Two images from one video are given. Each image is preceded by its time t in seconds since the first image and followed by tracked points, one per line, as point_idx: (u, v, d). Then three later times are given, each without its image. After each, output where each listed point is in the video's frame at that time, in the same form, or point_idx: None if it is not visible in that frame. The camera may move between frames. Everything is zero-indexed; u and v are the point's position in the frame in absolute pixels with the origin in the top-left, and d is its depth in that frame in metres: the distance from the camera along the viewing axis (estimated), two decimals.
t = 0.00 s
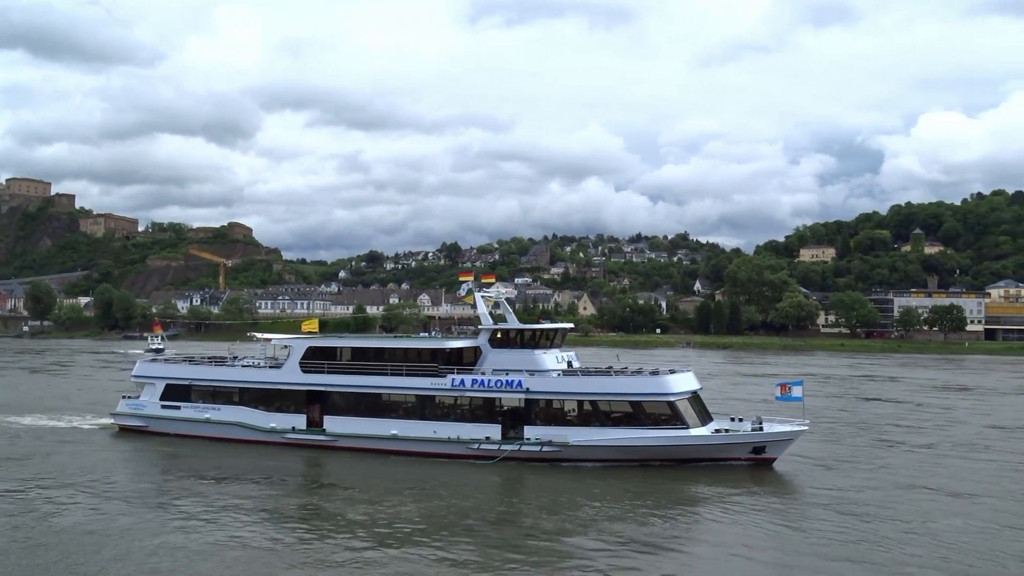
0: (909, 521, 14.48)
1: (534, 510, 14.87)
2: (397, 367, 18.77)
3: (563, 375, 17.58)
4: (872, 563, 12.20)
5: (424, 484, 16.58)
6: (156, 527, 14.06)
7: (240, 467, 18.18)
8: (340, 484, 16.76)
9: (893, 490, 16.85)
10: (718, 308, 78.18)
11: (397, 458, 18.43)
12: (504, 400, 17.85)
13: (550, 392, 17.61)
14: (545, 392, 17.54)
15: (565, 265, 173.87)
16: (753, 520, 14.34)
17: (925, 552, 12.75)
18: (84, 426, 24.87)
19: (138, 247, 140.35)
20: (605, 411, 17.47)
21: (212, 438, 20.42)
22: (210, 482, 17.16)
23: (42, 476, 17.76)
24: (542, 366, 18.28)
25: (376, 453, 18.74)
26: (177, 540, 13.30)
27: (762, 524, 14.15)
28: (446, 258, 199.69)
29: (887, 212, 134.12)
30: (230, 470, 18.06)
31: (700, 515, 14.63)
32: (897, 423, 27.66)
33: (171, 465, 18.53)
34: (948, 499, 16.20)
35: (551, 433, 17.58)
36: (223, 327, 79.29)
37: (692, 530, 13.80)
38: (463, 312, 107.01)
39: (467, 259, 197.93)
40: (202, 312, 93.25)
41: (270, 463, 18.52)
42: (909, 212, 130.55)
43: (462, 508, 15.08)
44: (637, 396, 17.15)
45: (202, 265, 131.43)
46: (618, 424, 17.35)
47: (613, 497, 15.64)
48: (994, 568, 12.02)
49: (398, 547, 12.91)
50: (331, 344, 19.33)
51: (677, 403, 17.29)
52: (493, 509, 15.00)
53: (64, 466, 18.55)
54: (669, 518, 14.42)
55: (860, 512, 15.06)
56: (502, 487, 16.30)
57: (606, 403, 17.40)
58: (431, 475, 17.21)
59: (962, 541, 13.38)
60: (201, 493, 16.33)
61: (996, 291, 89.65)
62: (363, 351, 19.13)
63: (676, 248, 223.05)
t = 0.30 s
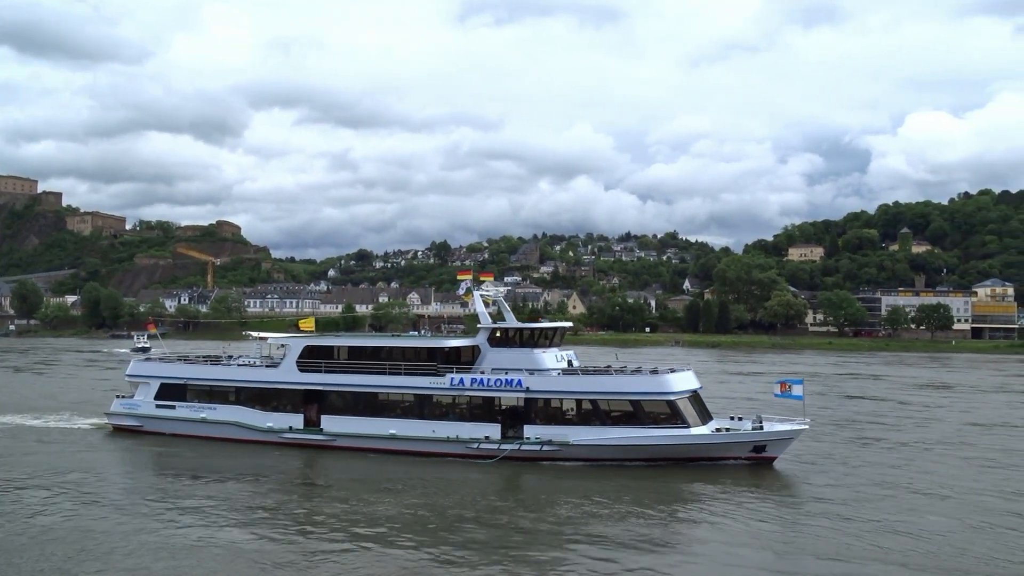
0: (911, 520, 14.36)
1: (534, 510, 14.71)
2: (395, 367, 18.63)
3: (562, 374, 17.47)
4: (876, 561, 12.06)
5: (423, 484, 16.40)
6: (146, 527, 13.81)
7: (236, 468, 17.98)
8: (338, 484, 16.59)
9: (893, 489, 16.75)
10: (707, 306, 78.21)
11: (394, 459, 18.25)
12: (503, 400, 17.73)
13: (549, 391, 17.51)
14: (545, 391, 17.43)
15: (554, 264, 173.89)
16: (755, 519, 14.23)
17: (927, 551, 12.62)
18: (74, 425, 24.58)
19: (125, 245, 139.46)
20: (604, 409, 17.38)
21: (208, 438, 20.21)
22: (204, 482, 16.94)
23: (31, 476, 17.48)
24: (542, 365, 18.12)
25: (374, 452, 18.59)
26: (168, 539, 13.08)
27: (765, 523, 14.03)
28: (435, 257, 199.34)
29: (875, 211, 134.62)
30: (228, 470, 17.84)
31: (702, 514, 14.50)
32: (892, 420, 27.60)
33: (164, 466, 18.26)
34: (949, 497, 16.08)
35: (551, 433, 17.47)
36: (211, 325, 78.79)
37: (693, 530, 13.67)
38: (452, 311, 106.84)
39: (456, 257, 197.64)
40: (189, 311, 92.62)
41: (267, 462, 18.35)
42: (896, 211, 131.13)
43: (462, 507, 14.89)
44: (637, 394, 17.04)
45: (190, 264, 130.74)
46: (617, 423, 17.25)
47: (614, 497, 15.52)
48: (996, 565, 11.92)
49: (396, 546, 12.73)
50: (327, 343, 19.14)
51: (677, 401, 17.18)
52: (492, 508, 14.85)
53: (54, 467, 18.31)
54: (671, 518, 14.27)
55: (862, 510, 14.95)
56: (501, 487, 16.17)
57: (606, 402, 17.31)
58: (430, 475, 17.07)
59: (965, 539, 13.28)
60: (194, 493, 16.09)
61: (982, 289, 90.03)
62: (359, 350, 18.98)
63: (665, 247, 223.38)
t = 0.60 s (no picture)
0: (916, 518, 14.24)
1: (537, 509, 14.52)
2: (395, 365, 18.43)
3: (563, 372, 17.30)
4: (884, 560, 11.94)
5: (423, 483, 16.21)
6: (136, 528, 13.48)
7: (234, 467, 17.77)
8: (338, 483, 16.37)
9: (895, 487, 16.65)
10: (697, 305, 78.21)
11: (394, 458, 18.09)
12: (504, 399, 17.55)
13: (550, 390, 17.33)
14: (545, 390, 17.27)
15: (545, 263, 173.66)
16: (760, 518, 14.09)
17: (935, 550, 12.50)
18: (67, 424, 24.28)
19: (114, 243, 138.58)
20: (606, 409, 17.23)
21: (206, 438, 19.98)
22: (201, 481, 16.68)
23: (18, 477, 17.11)
24: (543, 364, 17.96)
25: (373, 451, 18.40)
26: (162, 540, 12.78)
27: (771, 522, 13.89)
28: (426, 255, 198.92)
29: (864, 210, 135.03)
30: (225, 469, 17.61)
31: (707, 513, 14.35)
32: (889, 417, 27.53)
33: (160, 465, 18.01)
34: (953, 496, 15.98)
35: (552, 432, 17.31)
36: (199, 324, 78.26)
37: (699, 529, 13.51)
38: (443, 309, 106.56)
39: (447, 255, 197.30)
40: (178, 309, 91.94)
41: (265, 462, 18.14)
42: (885, 210, 131.56)
43: (463, 506, 14.72)
44: (638, 393, 16.88)
45: (180, 262, 130.03)
46: (620, 422, 17.10)
47: (617, 496, 15.38)
48: (1005, 564, 11.81)
49: (395, 547, 12.47)
50: (326, 342, 18.93)
51: (679, 400, 17.04)
52: (495, 507, 14.68)
53: (45, 467, 17.97)
54: (675, 516, 14.12)
55: (867, 509, 14.82)
56: (502, 486, 15.96)
57: (608, 401, 17.16)
58: (429, 474, 16.85)
59: (971, 538, 13.17)
60: (191, 493, 15.83)
61: (970, 288, 90.32)
62: (357, 348, 18.77)
63: (655, 245, 223.60)
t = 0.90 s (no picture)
0: (921, 518, 14.13)
1: (540, 508, 14.35)
2: (395, 364, 18.26)
3: (565, 371, 17.17)
4: (891, 561, 11.80)
5: (424, 483, 16.05)
6: (126, 527, 13.25)
7: (233, 466, 17.57)
8: (337, 483, 16.17)
9: (899, 487, 16.53)
10: (688, 304, 78.25)
11: (393, 457, 17.94)
12: (505, 398, 17.40)
13: (553, 389, 17.19)
14: (547, 389, 17.10)
15: (536, 262, 173.61)
16: (765, 517, 13.94)
17: (942, 550, 12.37)
18: (60, 423, 24.02)
19: (104, 240, 137.81)
20: (608, 408, 17.09)
21: (204, 437, 19.80)
22: (199, 481, 16.44)
23: (7, 476, 16.88)
24: (544, 363, 17.83)
25: (373, 450, 18.25)
26: (160, 540, 12.53)
27: (775, 521, 13.75)
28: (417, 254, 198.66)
29: (854, 210, 135.52)
30: (223, 469, 17.40)
31: (712, 511, 14.20)
32: (886, 416, 27.48)
33: (157, 465, 17.79)
34: (957, 495, 15.88)
35: (554, 431, 17.18)
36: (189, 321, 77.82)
37: (704, 528, 13.36)
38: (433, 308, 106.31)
39: (438, 254, 197.07)
40: (168, 307, 91.46)
41: (264, 461, 17.95)
42: (875, 210, 132.07)
43: (465, 505, 14.53)
44: (642, 392, 16.73)
45: (169, 259, 129.38)
46: (622, 421, 16.97)
47: (620, 495, 15.24)
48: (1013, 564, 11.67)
49: (390, 545, 12.28)
50: (324, 340, 18.75)
51: (683, 400, 16.92)
52: (497, 506, 14.49)
53: (35, 466, 17.72)
54: (679, 515, 13.97)
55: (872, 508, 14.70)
56: (503, 486, 15.83)
57: (611, 400, 17.03)
58: (431, 474, 16.70)
59: (979, 537, 13.05)
60: (188, 492, 15.59)
61: (959, 287, 90.71)
62: (356, 347, 18.59)
63: (646, 244, 224.00)
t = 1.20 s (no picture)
0: (922, 515, 14.41)
1: (544, 506, 14.59)
2: (395, 363, 18.49)
3: (569, 370, 17.43)
4: (890, 557, 12.07)
5: (428, 481, 16.29)
6: (127, 527, 13.40)
7: (238, 466, 17.78)
8: (342, 482, 16.37)
9: (899, 483, 16.83)
10: (680, 302, 78.58)
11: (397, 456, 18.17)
12: (508, 396, 17.66)
13: (556, 388, 17.44)
14: (549, 388, 17.34)
15: (528, 260, 173.76)
16: (766, 514, 14.20)
17: (941, 546, 12.65)
18: (58, 423, 24.16)
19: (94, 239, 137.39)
20: (611, 406, 17.36)
21: (204, 437, 20.00)
22: (204, 481, 16.60)
23: (12, 477, 17.02)
24: (546, 361, 18.10)
25: (376, 450, 18.49)
26: (169, 541, 12.70)
27: (777, 518, 14.01)
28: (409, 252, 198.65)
29: (845, 208, 136.29)
30: (229, 468, 17.60)
31: (714, 509, 14.48)
32: (880, 413, 27.82)
33: (159, 465, 17.96)
34: (955, 492, 16.18)
35: (557, 430, 17.43)
36: (181, 320, 77.70)
37: (706, 525, 13.59)
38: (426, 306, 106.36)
39: (431, 252, 197.09)
40: (159, 306, 91.28)
41: (267, 461, 18.17)
42: (866, 208, 132.81)
43: (470, 504, 14.75)
44: (645, 391, 16.99)
45: (160, 258, 128.98)
46: (625, 420, 17.24)
47: (623, 493, 15.51)
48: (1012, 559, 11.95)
49: (397, 545, 12.45)
50: (324, 339, 18.96)
51: (687, 399, 17.20)
52: (502, 505, 14.71)
53: (39, 467, 17.86)
54: (682, 513, 14.23)
55: (873, 505, 14.99)
56: (506, 485, 16.07)
57: (614, 399, 17.29)
58: (435, 473, 16.92)
59: (979, 533, 13.31)
60: (195, 492, 15.74)
61: (948, 285, 91.37)
62: (357, 346, 18.81)
63: (638, 242, 224.46)
